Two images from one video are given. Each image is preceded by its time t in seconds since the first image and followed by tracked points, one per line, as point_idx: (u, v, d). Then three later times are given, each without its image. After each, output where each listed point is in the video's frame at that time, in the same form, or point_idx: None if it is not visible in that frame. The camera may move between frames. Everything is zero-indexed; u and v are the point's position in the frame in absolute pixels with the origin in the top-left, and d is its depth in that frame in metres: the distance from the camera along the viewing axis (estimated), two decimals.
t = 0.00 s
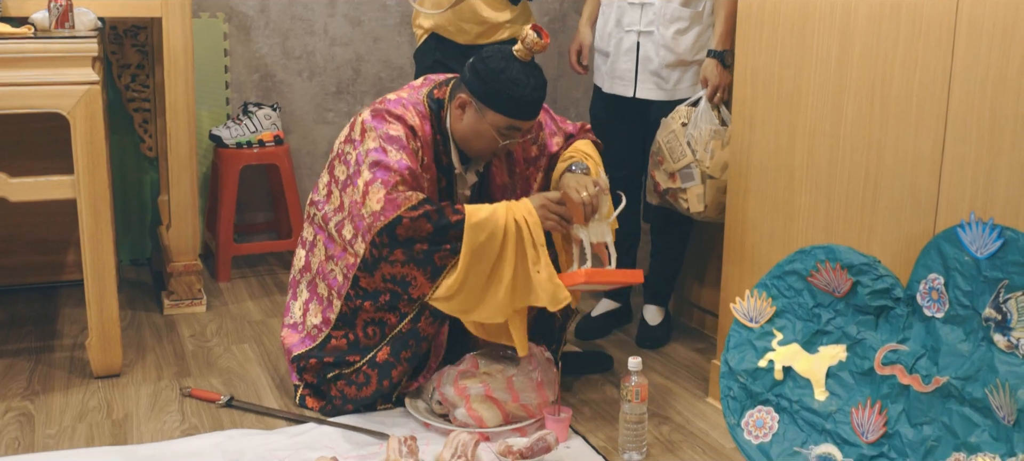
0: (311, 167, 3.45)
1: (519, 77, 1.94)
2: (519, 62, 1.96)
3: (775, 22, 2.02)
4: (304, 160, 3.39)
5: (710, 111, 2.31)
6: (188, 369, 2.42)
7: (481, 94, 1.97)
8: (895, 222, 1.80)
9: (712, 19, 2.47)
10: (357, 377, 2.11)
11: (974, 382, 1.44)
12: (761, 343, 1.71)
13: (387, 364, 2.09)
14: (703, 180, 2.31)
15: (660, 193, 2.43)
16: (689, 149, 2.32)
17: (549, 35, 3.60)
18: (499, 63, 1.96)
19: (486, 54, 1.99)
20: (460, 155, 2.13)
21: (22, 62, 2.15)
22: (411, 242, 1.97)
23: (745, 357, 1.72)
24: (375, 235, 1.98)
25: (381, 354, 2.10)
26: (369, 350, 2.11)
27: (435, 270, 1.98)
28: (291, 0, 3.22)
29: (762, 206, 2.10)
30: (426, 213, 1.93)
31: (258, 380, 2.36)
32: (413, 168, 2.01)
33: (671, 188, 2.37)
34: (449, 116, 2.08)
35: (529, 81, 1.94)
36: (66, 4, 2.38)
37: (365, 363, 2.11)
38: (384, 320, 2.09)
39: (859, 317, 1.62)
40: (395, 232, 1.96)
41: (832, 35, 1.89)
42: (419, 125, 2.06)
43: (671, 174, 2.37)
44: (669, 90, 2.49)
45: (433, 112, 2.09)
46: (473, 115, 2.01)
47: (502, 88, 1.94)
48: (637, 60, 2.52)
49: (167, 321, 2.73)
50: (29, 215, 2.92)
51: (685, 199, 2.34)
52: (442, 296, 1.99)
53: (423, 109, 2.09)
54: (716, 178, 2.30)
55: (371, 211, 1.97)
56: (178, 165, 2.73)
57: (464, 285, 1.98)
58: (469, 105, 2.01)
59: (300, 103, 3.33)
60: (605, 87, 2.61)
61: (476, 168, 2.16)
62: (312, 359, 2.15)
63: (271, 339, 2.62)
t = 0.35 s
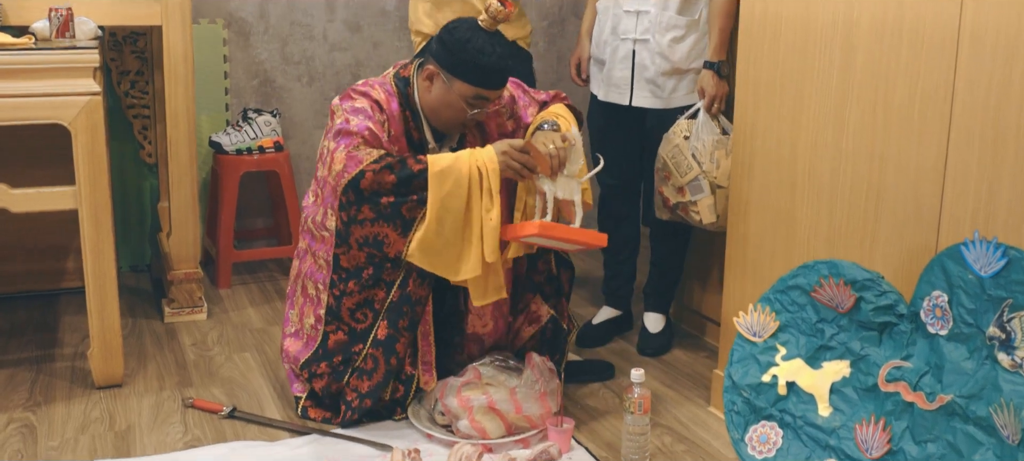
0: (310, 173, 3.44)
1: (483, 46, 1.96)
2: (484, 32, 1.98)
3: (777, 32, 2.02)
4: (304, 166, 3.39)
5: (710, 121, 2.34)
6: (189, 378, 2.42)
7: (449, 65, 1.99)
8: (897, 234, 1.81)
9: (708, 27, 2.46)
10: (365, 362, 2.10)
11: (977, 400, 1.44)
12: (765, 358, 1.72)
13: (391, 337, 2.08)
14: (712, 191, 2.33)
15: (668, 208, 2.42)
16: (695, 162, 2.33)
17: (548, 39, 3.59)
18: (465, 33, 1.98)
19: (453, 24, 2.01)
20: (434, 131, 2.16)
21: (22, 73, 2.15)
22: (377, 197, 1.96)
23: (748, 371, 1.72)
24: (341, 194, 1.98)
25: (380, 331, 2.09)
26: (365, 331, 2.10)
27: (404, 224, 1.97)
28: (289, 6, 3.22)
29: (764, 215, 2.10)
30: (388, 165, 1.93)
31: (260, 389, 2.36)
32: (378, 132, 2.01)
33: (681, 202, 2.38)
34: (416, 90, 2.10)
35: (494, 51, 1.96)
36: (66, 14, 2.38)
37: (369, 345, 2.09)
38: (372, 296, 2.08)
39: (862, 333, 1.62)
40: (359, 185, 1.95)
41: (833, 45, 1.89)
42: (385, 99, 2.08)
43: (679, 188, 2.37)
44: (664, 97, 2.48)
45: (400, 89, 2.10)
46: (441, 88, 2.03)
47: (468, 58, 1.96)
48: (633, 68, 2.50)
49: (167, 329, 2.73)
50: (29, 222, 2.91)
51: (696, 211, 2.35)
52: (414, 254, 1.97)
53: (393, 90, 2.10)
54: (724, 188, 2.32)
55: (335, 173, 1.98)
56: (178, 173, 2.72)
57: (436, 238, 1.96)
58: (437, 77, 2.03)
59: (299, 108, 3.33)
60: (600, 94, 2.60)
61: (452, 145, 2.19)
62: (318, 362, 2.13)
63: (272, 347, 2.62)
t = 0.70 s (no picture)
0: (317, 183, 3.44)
1: (466, 60, 1.96)
2: (468, 47, 1.98)
3: (784, 54, 2.00)
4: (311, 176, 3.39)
5: (717, 140, 2.34)
6: (198, 396, 2.43)
7: (433, 79, 1.98)
8: (906, 261, 1.80)
9: (712, 44, 2.43)
10: (351, 399, 2.09)
11: (987, 440, 1.44)
12: (773, 388, 1.67)
13: (375, 371, 2.09)
14: (718, 209, 2.32)
15: (673, 225, 2.42)
16: (702, 181, 2.33)
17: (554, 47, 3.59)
18: (448, 47, 1.98)
19: (436, 39, 2.01)
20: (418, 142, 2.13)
21: (33, 95, 2.16)
22: (337, 213, 1.94)
23: (756, 401, 1.67)
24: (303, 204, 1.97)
25: (362, 367, 2.09)
26: (346, 367, 2.09)
27: (359, 246, 1.93)
28: (296, 16, 3.22)
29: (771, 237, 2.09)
30: (352, 184, 1.92)
31: (269, 408, 2.37)
32: (350, 150, 2.00)
33: (686, 220, 2.37)
34: (400, 105, 2.09)
35: (477, 65, 1.96)
36: (75, 33, 2.39)
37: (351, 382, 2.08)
38: (344, 337, 2.09)
39: (870, 366, 1.61)
40: (320, 199, 1.94)
41: (841, 70, 1.87)
42: (366, 114, 2.06)
43: (684, 206, 2.37)
44: (666, 114, 2.46)
45: (385, 103, 2.09)
46: (427, 100, 2.02)
47: (451, 72, 1.96)
48: (636, 84, 2.48)
49: (176, 343, 2.74)
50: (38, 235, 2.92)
51: (701, 229, 2.35)
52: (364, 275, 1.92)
53: (377, 105, 2.09)
54: (730, 206, 2.32)
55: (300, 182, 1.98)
56: (186, 188, 2.72)
57: (386, 267, 1.91)
58: (421, 90, 2.02)
59: (305, 118, 3.33)
60: (604, 109, 2.58)
61: (435, 159, 2.17)
62: (309, 397, 2.14)
63: (280, 363, 2.63)
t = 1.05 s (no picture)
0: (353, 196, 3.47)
1: (517, 94, 1.96)
2: (520, 80, 1.99)
3: (820, 81, 1.99)
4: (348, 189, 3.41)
5: (751, 161, 2.33)
6: (236, 413, 2.45)
7: (485, 111, 1.98)
8: (942, 293, 1.78)
9: (748, 64, 2.41)
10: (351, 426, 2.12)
11: None
12: (806, 421, 1.63)
13: (364, 395, 2.11)
14: (752, 231, 2.32)
15: (707, 245, 2.43)
16: (735, 202, 2.33)
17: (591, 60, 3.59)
18: (501, 81, 1.98)
19: (489, 74, 2.02)
20: (459, 169, 2.14)
21: (78, 120, 2.22)
22: (324, 235, 2.05)
23: (789, 434, 1.63)
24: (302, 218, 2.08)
25: (353, 393, 2.12)
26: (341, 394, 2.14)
27: (337, 271, 2.01)
28: (333, 32, 3.25)
29: (806, 262, 2.08)
30: (342, 210, 2.02)
31: (305, 426, 2.39)
32: (363, 174, 2.04)
33: (719, 240, 2.37)
34: (449, 131, 2.10)
35: (527, 98, 1.96)
36: (115, 56, 2.43)
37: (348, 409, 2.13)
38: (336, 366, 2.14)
39: (905, 402, 1.59)
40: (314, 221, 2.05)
41: (879, 99, 1.86)
42: (407, 138, 2.10)
43: (718, 227, 2.37)
44: (700, 133, 2.44)
45: (431, 127, 2.11)
46: (474, 131, 2.03)
47: (501, 104, 1.96)
48: (671, 103, 2.48)
49: (214, 358, 2.77)
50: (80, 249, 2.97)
51: (734, 250, 2.35)
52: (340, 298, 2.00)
53: (423, 130, 2.11)
54: (764, 228, 2.31)
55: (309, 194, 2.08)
56: (224, 204, 2.75)
57: (361, 295, 1.99)
58: (471, 120, 2.03)
59: (342, 133, 3.35)
60: (638, 128, 2.58)
61: (473, 190, 2.16)
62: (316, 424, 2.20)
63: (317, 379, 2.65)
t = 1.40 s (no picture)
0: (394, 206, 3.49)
1: (569, 119, 1.94)
2: (572, 104, 1.97)
3: (859, 96, 1.97)
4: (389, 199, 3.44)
5: (790, 175, 2.30)
6: (274, 423, 2.48)
7: (536, 132, 1.96)
8: (982, 314, 1.75)
9: (787, 77, 2.38)
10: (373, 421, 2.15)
11: None
12: (839, 445, 1.60)
13: (385, 393, 2.12)
14: (792, 246, 2.29)
15: (746, 260, 2.40)
16: (775, 217, 2.30)
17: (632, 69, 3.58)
18: (554, 104, 1.97)
19: (542, 96, 2.00)
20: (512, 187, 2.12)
21: (121, 135, 2.26)
22: (351, 235, 2.06)
23: (822, 457, 1.61)
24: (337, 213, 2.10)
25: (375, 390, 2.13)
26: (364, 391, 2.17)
27: (360, 270, 2.03)
28: (375, 43, 3.27)
29: (846, 279, 2.05)
30: (367, 213, 2.03)
31: (342, 437, 2.41)
32: (402, 179, 2.04)
33: (759, 255, 2.35)
34: (501, 147, 2.09)
35: (579, 124, 1.94)
36: (159, 70, 2.48)
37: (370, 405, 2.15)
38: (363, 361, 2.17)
39: (940, 428, 1.56)
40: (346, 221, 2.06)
41: (916, 114, 1.84)
42: (456, 150, 2.09)
43: (756, 242, 2.34)
44: (739, 146, 2.41)
45: (486, 142, 2.10)
46: (525, 152, 2.02)
47: (552, 127, 1.94)
48: (709, 116, 2.46)
49: (256, 367, 2.80)
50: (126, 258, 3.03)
51: (773, 265, 2.32)
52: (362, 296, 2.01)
53: (478, 144, 2.11)
54: (804, 243, 2.28)
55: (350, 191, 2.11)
56: (265, 216, 2.78)
57: (382, 296, 2.00)
58: (522, 140, 2.02)
59: (384, 143, 3.38)
60: (676, 140, 2.56)
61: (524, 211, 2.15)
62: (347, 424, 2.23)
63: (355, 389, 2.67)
